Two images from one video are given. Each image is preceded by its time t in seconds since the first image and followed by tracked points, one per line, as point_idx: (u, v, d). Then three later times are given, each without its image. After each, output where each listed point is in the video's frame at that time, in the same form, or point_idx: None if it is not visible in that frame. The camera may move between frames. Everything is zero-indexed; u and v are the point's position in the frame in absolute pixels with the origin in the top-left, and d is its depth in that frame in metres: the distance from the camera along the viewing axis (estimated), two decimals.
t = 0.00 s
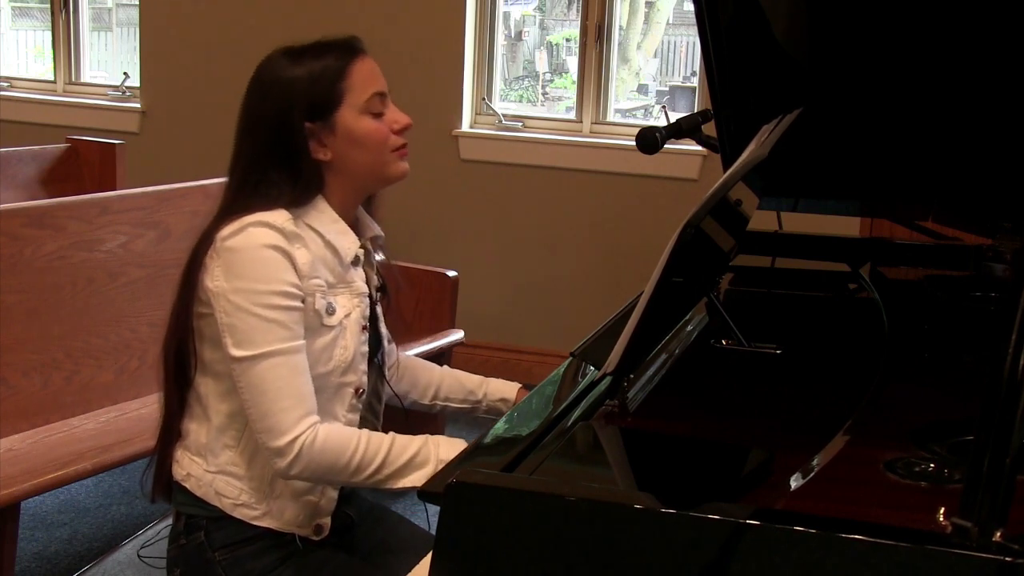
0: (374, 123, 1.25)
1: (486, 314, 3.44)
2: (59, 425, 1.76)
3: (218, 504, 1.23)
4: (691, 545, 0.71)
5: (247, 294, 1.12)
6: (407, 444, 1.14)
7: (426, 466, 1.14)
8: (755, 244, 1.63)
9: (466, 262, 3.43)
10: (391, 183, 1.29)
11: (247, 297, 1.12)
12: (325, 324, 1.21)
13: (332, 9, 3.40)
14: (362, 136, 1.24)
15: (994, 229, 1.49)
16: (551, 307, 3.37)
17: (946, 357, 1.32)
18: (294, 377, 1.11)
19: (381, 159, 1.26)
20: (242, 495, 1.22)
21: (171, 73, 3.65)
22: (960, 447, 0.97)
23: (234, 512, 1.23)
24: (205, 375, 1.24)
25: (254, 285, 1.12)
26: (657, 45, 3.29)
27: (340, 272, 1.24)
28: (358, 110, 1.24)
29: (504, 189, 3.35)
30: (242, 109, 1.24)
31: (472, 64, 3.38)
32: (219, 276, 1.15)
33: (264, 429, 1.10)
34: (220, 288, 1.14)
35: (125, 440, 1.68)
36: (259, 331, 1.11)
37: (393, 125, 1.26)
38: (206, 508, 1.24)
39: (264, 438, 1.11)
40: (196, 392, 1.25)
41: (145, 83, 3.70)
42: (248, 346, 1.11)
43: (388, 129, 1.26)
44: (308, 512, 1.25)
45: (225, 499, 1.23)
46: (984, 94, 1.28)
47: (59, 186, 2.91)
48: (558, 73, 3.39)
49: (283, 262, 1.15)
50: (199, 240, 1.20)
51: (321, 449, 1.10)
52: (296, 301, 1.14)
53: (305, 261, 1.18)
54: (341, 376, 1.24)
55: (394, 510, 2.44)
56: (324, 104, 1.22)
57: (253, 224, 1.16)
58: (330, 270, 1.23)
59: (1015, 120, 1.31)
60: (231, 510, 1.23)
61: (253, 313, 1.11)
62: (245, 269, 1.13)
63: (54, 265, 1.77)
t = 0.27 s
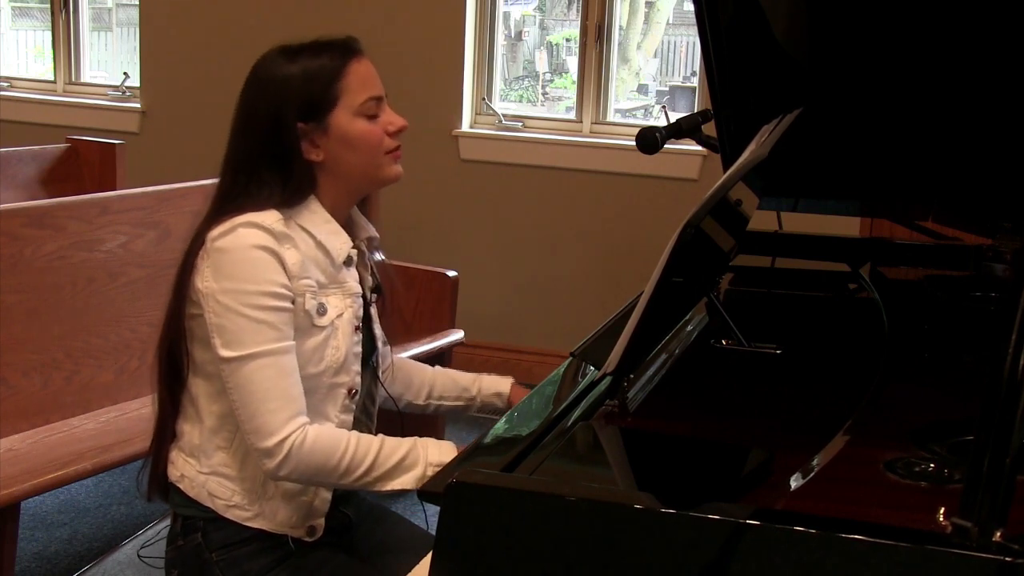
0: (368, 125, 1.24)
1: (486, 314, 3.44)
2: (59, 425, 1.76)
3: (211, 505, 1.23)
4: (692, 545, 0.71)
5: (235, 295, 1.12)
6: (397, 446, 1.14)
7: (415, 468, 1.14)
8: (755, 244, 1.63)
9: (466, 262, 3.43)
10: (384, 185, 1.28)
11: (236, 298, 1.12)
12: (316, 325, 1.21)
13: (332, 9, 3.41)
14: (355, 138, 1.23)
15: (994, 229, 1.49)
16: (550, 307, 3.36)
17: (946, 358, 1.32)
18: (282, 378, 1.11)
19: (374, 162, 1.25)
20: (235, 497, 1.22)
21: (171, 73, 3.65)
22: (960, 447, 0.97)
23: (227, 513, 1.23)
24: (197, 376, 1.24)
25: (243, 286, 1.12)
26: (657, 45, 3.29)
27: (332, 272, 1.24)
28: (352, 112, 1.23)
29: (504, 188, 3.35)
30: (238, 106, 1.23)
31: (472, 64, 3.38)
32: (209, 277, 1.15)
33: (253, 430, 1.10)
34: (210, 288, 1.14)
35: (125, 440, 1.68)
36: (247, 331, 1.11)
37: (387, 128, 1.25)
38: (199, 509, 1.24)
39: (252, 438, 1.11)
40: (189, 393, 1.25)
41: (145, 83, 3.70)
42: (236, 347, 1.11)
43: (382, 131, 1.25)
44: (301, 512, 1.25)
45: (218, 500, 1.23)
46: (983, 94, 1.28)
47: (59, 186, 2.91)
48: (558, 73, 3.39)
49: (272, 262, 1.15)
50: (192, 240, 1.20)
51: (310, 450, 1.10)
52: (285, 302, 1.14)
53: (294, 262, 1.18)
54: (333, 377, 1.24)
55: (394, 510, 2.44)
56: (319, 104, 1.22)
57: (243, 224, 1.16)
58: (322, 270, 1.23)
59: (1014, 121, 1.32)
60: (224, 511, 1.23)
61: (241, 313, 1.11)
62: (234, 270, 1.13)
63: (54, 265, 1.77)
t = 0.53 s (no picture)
0: (373, 129, 1.24)
1: (487, 314, 3.44)
2: (59, 425, 1.76)
3: (211, 505, 1.23)
4: (692, 545, 0.71)
5: (238, 293, 1.12)
6: (407, 441, 1.13)
7: (427, 462, 1.12)
8: (755, 244, 1.63)
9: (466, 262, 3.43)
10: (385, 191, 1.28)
11: (240, 296, 1.12)
12: (317, 325, 1.21)
13: (332, 9, 3.41)
14: (359, 141, 1.23)
15: (994, 229, 1.49)
16: (550, 307, 3.36)
17: (946, 357, 1.32)
18: (289, 374, 1.10)
19: (376, 166, 1.25)
20: (234, 497, 1.23)
21: (171, 73, 3.65)
22: (960, 447, 0.97)
23: (227, 513, 1.23)
24: (198, 376, 1.24)
25: (246, 284, 1.12)
26: (657, 45, 3.29)
27: (334, 272, 1.24)
28: (357, 115, 1.23)
29: (504, 188, 3.35)
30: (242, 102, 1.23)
31: (472, 64, 3.38)
32: (211, 277, 1.15)
33: (262, 427, 1.10)
34: (214, 288, 1.14)
35: (125, 440, 1.68)
36: (251, 329, 1.11)
37: (391, 132, 1.25)
38: (199, 509, 1.24)
39: (261, 436, 1.10)
40: (190, 393, 1.25)
41: (145, 83, 3.70)
42: (242, 345, 1.11)
43: (387, 135, 1.25)
44: (301, 513, 1.24)
45: (218, 500, 1.23)
46: (983, 94, 1.28)
47: (59, 186, 2.91)
48: (558, 73, 3.39)
49: (274, 260, 1.15)
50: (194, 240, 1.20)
51: (319, 446, 1.10)
52: (288, 299, 1.14)
53: (297, 261, 1.18)
54: (334, 378, 1.25)
55: (394, 510, 2.44)
56: (325, 107, 1.22)
57: (244, 224, 1.16)
58: (324, 271, 1.23)
59: (1015, 120, 1.31)
60: (223, 511, 1.23)
61: (246, 311, 1.11)
62: (237, 269, 1.13)
63: (54, 265, 1.77)
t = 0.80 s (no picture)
0: (382, 134, 1.24)
1: (487, 314, 3.44)
2: (59, 425, 1.76)
3: (213, 504, 1.23)
4: (692, 545, 0.71)
5: (251, 292, 1.12)
6: (427, 432, 1.12)
7: (448, 452, 1.11)
8: (754, 244, 1.63)
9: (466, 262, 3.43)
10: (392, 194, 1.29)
11: (253, 295, 1.12)
12: (326, 326, 1.21)
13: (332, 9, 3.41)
14: (369, 147, 1.24)
15: (994, 229, 1.49)
16: (551, 307, 3.36)
17: (946, 357, 1.32)
18: (306, 370, 1.10)
19: (385, 170, 1.26)
20: (238, 496, 1.22)
21: (171, 73, 3.65)
22: (960, 447, 0.97)
23: (229, 512, 1.22)
24: (202, 374, 1.24)
25: (259, 282, 1.12)
26: (657, 45, 3.29)
27: (341, 274, 1.24)
28: (367, 120, 1.23)
29: (504, 188, 3.35)
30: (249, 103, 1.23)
31: (472, 64, 3.38)
32: (222, 276, 1.14)
33: (283, 425, 1.09)
34: (226, 288, 1.14)
35: (125, 440, 1.68)
36: (266, 326, 1.11)
37: (400, 136, 1.26)
38: (201, 508, 1.24)
39: (283, 433, 1.10)
40: (194, 391, 1.25)
41: (145, 83, 3.70)
42: (258, 343, 1.11)
43: (396, 140, 1.25)
44: (304, 513, 1.24)
45: (220, 499, 1.22)
46: (984, 94, 1.28)
47: (59, 186, 2.91)
48: (558, 73, 3.39)
49: (285, 260, 1.15)
50: (199, 240, 1.20)
51: (340, 440, 1.09)
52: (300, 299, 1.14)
53: (307, 261, 1.18)
54: (339, 379, 1.24)
55: (394, 510, 2.44)
56: (337, 113, 1.22)
57: (254, 224, 1.16)
58: (331, 272, 1.23)
59: (1015, 120, 1.31)
60: (226, 510, 1.22)
61: (260, 309, 1.11)
62: (249, 268, 1.13)
63: (54, 265, 1.77)
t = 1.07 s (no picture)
0: (391, 133, 1.25)
1: (487, 314, 3.44)
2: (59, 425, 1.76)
3: (216, 504, 1.23)
4: (692, 545, 0.71)
5: (257, 297, 1.11)
6: (411, 442, 1.13)
7: (431, 462, 1.13)
8: (754, 244, 1.63)
9: (466, 261, 3.43)
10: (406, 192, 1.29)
11: (258, 301, 1.11)
12: (332, 330, 1.21)
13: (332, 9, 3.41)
14: (380, 147, 1.24)
15: (993, 230, 1.49)
16: (551, 308, 3.36)
17: (946, 357, 1.32)
18: (302, 381, 1.11)
19: (396, 170, 1.26)
20: (240, 497, 1.22)
21: (171, 73, 3.65)
22: (960, 447, 0.97)
23: (232, 513, 1.23)
24: (207, 374, 1.24)
25: (265, 288, 1.12)
26: (657, 45, 3.29)
27: (350, 278, 1.24)
28: (375, 121, 1.24)
29: (505, 188, 3.35)
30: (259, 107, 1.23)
31: (472, 64, 3.38)
32: (228, 278, 1.14)
33: (271, 433, 1.10)
34: (231, 290, 1.13)
35: (125, 440, 1.68)
36: (266, 334, 1.10)
37: (409, 135, 1.26)
38: (204, 507, 1.24)
39: (270, 442, 1.11)
40: (199, 391, 1.25)
41: (145, 83, 3.70)
42: (257, 350, 1.10)
43: (405, 138, 1.26)
44: (306, 515, 1.24)
45: (223, 499, 1.22)
46: (984, 95, 1.28)
47: (59, 186, 2.91)
48: (558, 73, 3.39)
49: (294, 266, 1.15)
50: (208, 239, 1.20)
51: (327, 452, 1.10)
52: (305, 306, 1.14)
53: (316, 266, 1.17)
54: (345, 382, 1.25)
55: (394, 510, 2.44)
56: (346, 115, 1.22)
57: (265, 227, 1.15)
58: (340, 276, 1.23)
59: (1015, 120, 1.31)
60: (228, 511, 1.22)
61: (263, 316, 1.11)
62: (257, 273, 1.12)
63: (54, 265, 1.77)
